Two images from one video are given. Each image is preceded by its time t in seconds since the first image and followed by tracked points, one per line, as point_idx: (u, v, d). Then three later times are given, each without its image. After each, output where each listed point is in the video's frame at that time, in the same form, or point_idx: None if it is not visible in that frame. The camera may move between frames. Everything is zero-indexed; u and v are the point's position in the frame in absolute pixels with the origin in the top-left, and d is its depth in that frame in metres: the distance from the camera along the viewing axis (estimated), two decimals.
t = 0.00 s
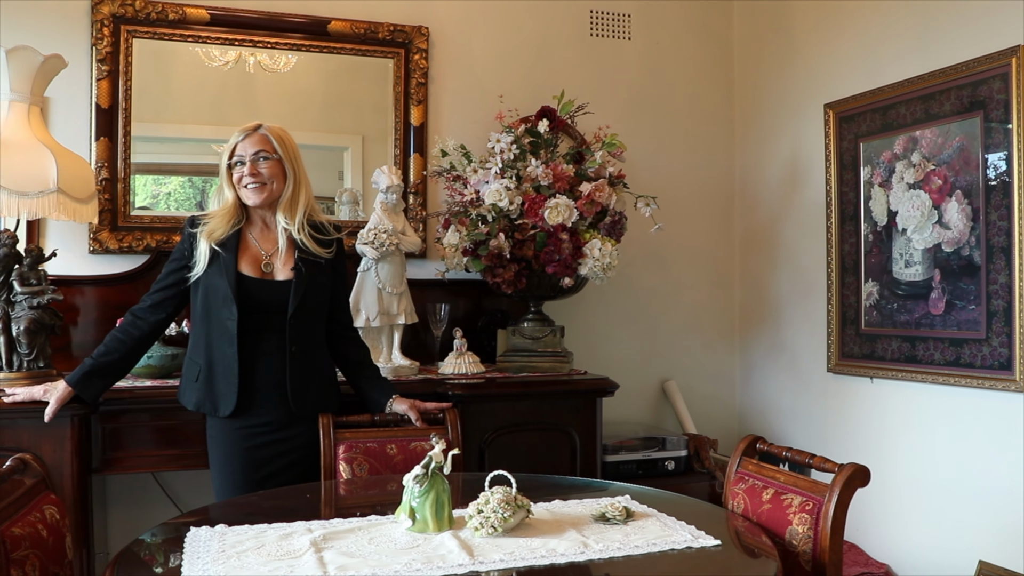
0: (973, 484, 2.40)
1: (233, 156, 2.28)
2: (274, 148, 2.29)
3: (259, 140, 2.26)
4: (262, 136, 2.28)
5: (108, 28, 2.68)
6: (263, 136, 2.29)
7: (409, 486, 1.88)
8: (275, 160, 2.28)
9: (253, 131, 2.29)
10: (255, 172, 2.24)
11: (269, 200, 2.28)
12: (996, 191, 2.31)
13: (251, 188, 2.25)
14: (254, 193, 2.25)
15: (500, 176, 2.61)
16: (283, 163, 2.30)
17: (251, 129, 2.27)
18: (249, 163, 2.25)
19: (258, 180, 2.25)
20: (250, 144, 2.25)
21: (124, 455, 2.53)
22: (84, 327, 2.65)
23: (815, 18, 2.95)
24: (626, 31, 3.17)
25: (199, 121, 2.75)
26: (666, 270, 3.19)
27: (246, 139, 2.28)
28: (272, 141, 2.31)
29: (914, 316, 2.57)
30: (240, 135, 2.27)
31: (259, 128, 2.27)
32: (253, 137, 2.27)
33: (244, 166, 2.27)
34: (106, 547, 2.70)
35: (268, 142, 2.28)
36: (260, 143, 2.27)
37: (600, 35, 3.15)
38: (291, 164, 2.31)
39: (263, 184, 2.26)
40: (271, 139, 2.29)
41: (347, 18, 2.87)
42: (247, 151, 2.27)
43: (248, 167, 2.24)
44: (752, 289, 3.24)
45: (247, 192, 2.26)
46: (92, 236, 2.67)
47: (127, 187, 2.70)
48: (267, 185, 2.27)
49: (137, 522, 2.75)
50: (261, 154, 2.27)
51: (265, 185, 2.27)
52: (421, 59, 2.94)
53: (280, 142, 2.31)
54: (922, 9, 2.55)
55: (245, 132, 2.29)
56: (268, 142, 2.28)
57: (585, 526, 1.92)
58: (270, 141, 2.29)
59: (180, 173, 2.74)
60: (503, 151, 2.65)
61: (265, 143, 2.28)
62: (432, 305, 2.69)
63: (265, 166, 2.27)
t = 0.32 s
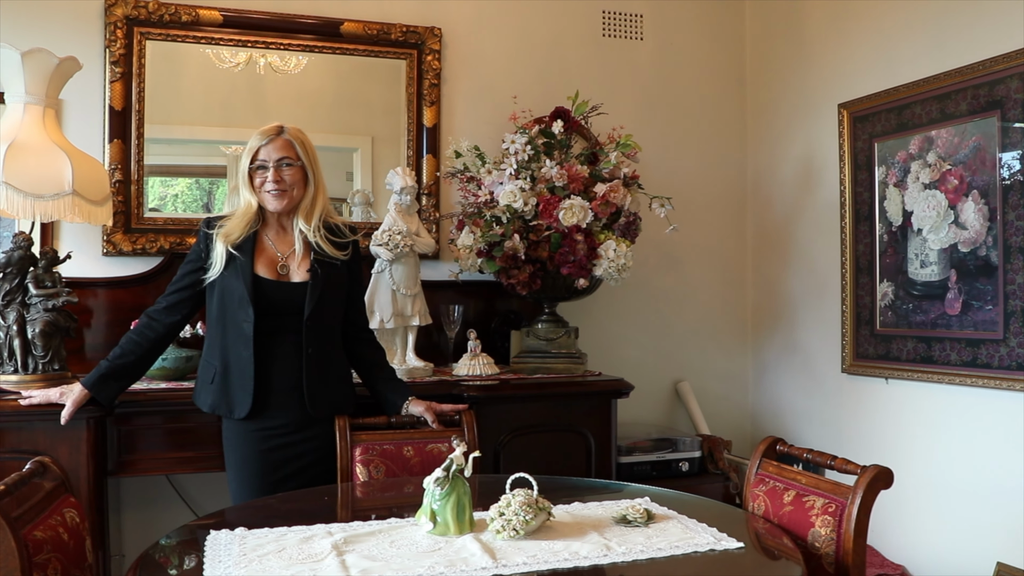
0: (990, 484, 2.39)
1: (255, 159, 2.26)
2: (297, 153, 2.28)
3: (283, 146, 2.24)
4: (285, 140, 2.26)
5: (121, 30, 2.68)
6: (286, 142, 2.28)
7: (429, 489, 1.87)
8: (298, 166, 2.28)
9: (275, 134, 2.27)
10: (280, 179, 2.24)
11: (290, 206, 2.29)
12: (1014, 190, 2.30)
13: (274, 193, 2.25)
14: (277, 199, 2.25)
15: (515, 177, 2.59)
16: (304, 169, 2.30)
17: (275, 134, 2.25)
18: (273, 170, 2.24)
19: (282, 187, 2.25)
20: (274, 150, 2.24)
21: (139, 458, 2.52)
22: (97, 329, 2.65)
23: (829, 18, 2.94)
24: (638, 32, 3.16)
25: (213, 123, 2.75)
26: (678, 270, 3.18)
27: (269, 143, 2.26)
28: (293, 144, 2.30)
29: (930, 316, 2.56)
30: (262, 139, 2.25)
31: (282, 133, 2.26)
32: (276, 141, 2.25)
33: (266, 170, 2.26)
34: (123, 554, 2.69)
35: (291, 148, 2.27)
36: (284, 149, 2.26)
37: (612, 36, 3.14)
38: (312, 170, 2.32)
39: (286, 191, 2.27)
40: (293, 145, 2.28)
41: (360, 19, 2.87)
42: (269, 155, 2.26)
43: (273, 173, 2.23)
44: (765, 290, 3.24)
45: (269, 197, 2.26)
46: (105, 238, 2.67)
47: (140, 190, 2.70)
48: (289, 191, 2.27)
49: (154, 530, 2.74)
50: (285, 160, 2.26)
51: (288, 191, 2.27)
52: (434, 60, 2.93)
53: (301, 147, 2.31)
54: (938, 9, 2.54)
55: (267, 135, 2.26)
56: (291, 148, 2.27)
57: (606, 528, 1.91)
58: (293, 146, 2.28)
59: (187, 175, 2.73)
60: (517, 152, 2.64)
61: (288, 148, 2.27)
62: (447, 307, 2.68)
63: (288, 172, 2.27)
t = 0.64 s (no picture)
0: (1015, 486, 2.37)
1: (279, 156, 2.27)
2: (320, 150, 2.31)
3: (309, 141, 2.27)
4: (309, 137, 2.30)
5: (140, 32, 2.68)
6: (309, 138, 2.31)
7: (456, 491, 1.87)
8: (321, 162, 2.31)
9: (297, 131, 2.29)
10: (305, 174, 2.26)
11: (315, 204, 2.30)
12: None
13: (300, 189, 2.26)
14: (303, 194, 2.26)
15: (535, 178, 2.58)
16: (328, 165, 2.32)
17: (299, 130, 2.28)
18: (299, 164, 2.26)
19: (307, 182, 2.26)
20: (300, 145, 2.26)
21: (160, 460, 2.52)
22: (117, 331, 2.65)
23: (848, 16, 2.92)
24: (656, 32, 3.15)
25: (233, 125, 2.75)
26: (697, 270, 3.17)
27: (293, 140, 2.28)
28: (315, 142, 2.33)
29: (952, 317, 2.55)
30: (286, 135, 2.27)
31: (306, 129, 2.29)
32: (300, 137, 2.28)
33: (291, 166, 2.27)
34: (143, 555, 2.69)
35: (315, 144, 2.29)
36: (308, 145, 2.29)
37: (630, 36, 3.13)
38: (335, 167, 2.34)
39: (311, 186, 2.28)
40: (317, 141, 2.31)
41: (378, 20, 2.86)
42: (294, 151, 2.28)
43: (298, 167, 2.25)
44: (784, 290, 3.22)
45: (294, 192, 2.27)
46: (125, 240, 2.67)
47: (160, 191, 2.70)
48: (314, 186, 2.28)
49: (178, 535, 2.74)
50: (309, 155, 2.29)
51: (313, 187, 2.28)
52: (453, 61, 2.93)
53: (324, 144, 2.34)
54: (959, 7, 2.52)
55: (290, 133, 2.29)
56: (315, 144, 2.30)
57: (633, 530, 1.91)
58: (316, 143, 2.31)
59: (201, 177, 2.73)
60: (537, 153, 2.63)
61: (311, 144, 2.30)
62: (467, 308, 2.67)
63: (313, 168, 2.28)
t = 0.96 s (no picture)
0: None
1: (316, 155, 2.27)
2: (357, 152, 2.31)
3: (348, 143, 2.28)
4: (347, 138, 2.30)
5: (166, 35, 2.69)
6: (348, 140, 2.31)
7: (488, 494, 1.86)
8: (358, 164, 2.31)
9: (336, 132, 2.29)
10: (344, 176, 2.27)
11: (348, 206, 2.31)
12: None
13: (336, 190, 2.27)
14: (339, 196, 2.26)
15: (561, 178, 2.57)
16: (363, 168, 2.34)
17: (338, 132, 2.28)
18: (337, 166, 2.26)
19: (344, 184, 2.27)
20: (340, 146, 2.26)
21: (188, 461, 2.53)
22: (144, 333, 2.66)
23: (875, 14, 2.89)
24: (679, 31, 3.13)
25: (261, 127, 2.76)
26: (722, 271, 3.16)
27: (331, 140, 2.28)
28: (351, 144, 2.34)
29: (982, 318, 2.52)
30: (325, 136, 2.27)
31: (345, 132, 2.29)
32: (340, 139, 2.28)
33: (328, 167, 2.27)
34: (171, 558, 2.69)
35: (353, 146, 2.30)
36: (347, 146, 2.29)
37: (654, 36, 3.12)
38: (369, 170, 2.35)
39: (347, 188, 2.28)
40: (354, 143, 2.32)
41: (403, 21, 2.86)
42: (332, 152, 2.28)
43: (337, 169, 2.25)
44: (810, 292, 3.20)
45: (330, 193, 2.27)
46: (152, 242, 2.68)
47: (186, 193, 2.71)
48: (350, 188, 2.29)
49: (206, 539, 2.74)
50: (348, 157, 2.29)
51: (349, 189, 2.29)
52: (477, 61, 2.92)
53: (360, 146, 2.34)
54: (989, 4, 2.48)
55: (329, 133, 2.28)
56: (353, 146, 2.30)
57: (666, 533, 1.90)
58: (354, 145, 2.32)
59: (222, 178, 2.73)
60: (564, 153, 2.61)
61: (349, 146, 2.30)
62: (492, 309, 2.66)
63: (350, 170, 2.29)
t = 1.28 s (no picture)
0: None
1: (360, 159, 2.25)
2: (398, 158, 2.31)
3: (391, 150, 2.27)
4: (390, 144, 2.29)
5: (197, 37, 2.70)
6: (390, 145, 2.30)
7: (525, 496, 1.85)
8: (398, 170, 2.31)
9: (379, 137, 2.27)
10: (384, 183, 2.27)
11: (384, 210, 2.32)
12: None
13: (375, 196, 2.27)
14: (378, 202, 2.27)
15: (592, 179, 2.56)
16: (401, 174, 2.34)
17: (382, 137, 2.26)
18: (379, 173, 2.25)
19: (384, 190, 2.27)
20: (383, 152, 2.25)
21: (219, 463, 2.52)
22: (174, 334, 2.67)
23: (909, 12, 2.84)
24: (709, 30, 3.11)
25: (291, 129, 2.77)
26: (752, 271, 3.13)
27: (375, 145, 2.27)
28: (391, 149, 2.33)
29: (1019, 319, 2.45)
30: (369, 140, 2.25)
31: (388, 137, 2.28)
32: (383, 145, 2.27)
33: (369, 173, 2.26)
34: (204, 558, 2.69)
35: (395, 152, 2.29)
36: (389, 152, 2.28)
37: (683, 36, 3.10)
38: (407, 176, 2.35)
39: (386, 195, 2.29)
40: (396, 149, 2.31)
41: (431, 21, 2.86)
42: (374, 156, 2.27)
43: (379, 175, 2.25)
44: (840, 293, 3.17)
45: (369, 198, 2.27)
46: (183, 243, 2.69)
47: (216, 195, 2.71)
48: (389, 194, 2.30)
49: (239, 541, 2.74)
50: (389, 163, 2.29)
51: (387, 195, 2.29)
52: (506, 62, 2.91)
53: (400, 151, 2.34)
54: None
55: (372, 137, 2.26)
56: (394, 152, 2.30)
57: (703, 537, 1.88)
58: (394, 150, 2.31)
59: (244, 180, 2.73)
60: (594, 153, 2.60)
61: (390, 151, 2.29)
62: (520, 310, 2.65)
63: (390, 176, 2.29)
